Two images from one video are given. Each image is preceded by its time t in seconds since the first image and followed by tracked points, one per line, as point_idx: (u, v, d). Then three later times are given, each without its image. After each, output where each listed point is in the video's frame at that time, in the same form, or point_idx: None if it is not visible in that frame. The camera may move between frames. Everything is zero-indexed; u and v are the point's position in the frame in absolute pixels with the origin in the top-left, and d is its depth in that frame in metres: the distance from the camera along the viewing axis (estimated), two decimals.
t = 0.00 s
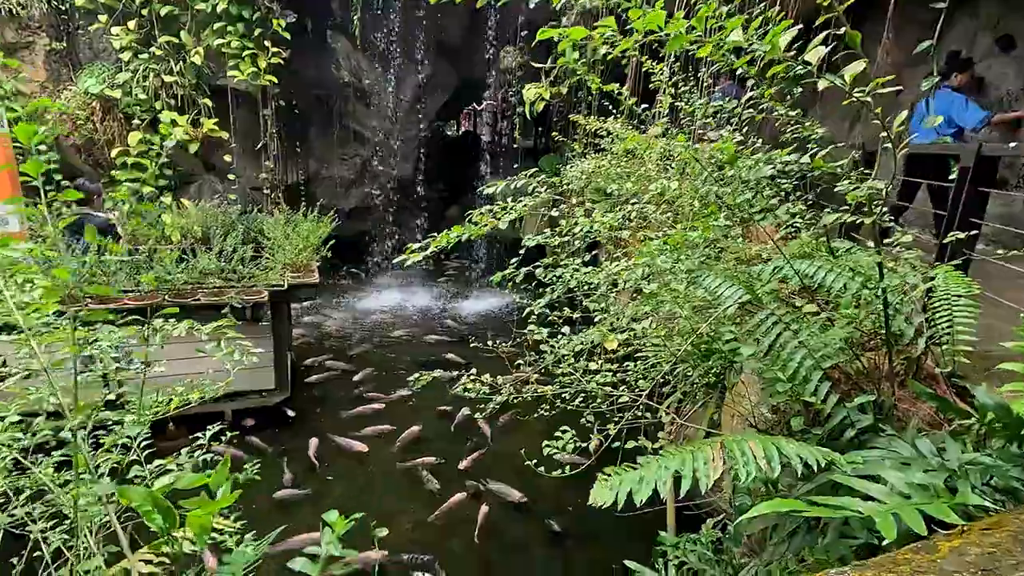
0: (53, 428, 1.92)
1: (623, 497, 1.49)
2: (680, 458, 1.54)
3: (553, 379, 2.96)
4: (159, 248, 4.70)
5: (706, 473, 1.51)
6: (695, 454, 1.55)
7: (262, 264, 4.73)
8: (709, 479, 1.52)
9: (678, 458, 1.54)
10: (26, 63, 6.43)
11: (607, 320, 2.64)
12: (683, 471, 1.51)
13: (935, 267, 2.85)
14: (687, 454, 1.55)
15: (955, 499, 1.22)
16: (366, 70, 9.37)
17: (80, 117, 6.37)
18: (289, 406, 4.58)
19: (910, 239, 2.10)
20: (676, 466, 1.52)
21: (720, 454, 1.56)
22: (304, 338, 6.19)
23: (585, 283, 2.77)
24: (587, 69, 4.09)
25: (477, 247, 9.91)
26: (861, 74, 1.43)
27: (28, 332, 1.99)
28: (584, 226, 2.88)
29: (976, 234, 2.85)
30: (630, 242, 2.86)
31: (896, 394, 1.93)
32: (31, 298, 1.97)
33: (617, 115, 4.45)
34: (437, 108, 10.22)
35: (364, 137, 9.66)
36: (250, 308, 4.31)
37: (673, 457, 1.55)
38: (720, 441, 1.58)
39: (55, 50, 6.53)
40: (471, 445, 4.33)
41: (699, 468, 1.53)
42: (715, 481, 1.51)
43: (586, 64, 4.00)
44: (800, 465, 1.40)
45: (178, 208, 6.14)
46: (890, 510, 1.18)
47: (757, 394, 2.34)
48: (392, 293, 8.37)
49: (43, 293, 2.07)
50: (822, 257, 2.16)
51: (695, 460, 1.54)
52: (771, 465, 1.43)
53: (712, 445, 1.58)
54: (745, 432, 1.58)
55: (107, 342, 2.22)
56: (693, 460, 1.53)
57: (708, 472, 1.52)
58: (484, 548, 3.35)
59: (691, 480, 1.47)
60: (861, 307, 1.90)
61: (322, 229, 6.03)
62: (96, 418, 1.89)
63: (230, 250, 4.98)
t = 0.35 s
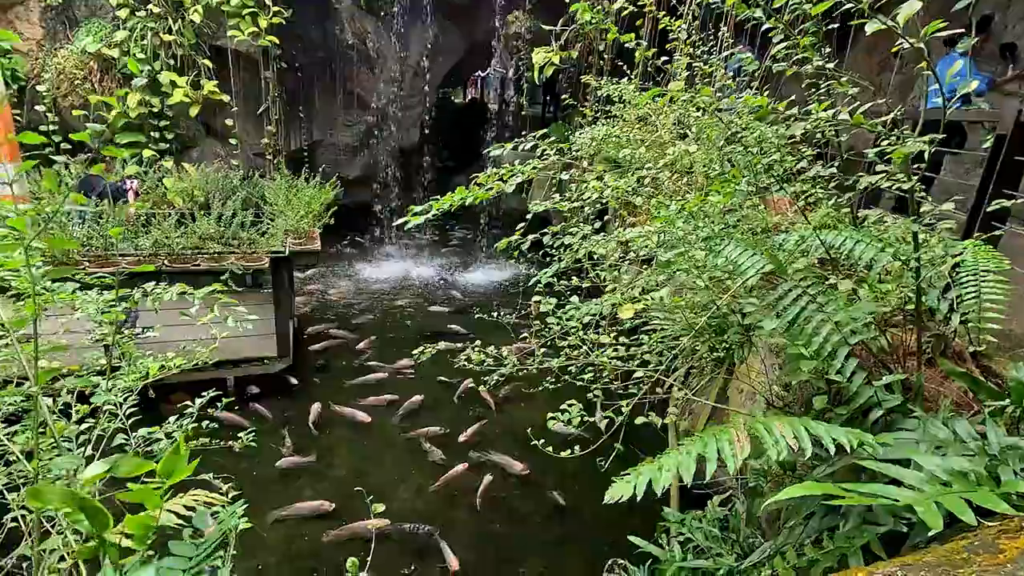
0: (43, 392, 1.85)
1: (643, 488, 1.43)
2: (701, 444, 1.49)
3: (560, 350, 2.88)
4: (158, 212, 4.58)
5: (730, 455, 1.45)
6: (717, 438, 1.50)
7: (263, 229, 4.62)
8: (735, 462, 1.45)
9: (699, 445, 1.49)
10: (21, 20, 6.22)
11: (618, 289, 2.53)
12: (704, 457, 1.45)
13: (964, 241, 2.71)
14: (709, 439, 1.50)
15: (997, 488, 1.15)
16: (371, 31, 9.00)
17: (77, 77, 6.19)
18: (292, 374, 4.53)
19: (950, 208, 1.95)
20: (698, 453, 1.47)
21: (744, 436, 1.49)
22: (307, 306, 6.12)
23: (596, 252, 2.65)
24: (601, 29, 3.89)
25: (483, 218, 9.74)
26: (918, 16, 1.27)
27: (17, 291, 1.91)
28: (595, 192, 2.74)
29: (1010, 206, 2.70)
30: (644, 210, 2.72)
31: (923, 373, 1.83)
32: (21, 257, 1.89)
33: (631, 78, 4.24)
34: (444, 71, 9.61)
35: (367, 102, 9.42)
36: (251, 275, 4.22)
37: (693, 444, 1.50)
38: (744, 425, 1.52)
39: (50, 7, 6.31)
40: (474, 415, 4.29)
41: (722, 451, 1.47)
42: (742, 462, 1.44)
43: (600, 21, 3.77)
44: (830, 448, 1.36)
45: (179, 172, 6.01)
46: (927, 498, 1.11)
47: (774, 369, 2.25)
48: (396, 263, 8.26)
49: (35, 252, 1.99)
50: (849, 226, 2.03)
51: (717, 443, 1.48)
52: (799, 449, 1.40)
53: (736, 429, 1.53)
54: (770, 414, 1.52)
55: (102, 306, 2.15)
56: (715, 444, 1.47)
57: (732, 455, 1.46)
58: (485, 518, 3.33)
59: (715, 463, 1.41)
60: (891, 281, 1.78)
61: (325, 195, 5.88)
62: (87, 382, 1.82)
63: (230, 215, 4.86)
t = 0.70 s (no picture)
0: (56, 349, 1.83)
1: (673, 477, 1.42)
2: (729, 426, 1.45)
3: (577, 317, 2.82)
4: (172, 177, 4.56)
5: (760, 437, 1.41)
6: (746, 418, 1.45)
7: (276, 195, 4.56)
8: (766, 443, 1.41)
9: (728, 426, 1.45)
10: None
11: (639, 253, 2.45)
12: (734, 439, 1.42)
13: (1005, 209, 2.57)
14: (737, 420, 1.46)
15: None
16: None
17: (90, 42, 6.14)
18: (306, 341, 4.55)
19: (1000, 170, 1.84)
20: (727, 436, 1.43)
21: (776, 413, 1.44)
22: (321, 275, 6.11)
23: (617, 216, 2.56)
24: None
25: (496, 188, 9.60)
26: None
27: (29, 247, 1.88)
28: (617, 155, 2.65)
29: None
30: (667, 173, 2.61)
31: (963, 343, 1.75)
32: (32, 211, 1.85)
33: (654, 40, 4.07)
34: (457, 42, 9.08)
35: (381, 70, 9.13)
36: (265, 241, 4.20)
37: (721, 426, 1.46)
38: (774, 400, 1.46)
39: None
40: (488, 385, 4.27)
41: (752, 432, 1.43)
42: (774, 444, 1.39)
43: None
44: (868, 425, 1.30)
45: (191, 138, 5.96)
46: (976, 470, 1.04)
47: (801, 338, 2.17)
48: (408, 233, 8.21)
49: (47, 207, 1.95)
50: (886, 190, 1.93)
51: (747, 423, 1.44)
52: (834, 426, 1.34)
53: (765, 405, 1.47)
54: (800, 389, 1.47)
55: (115, 264, 2.12)
56: (744, 425, 1.43)
57: (763, 436, 1.41)
58: (496, 485, 3.34)
59: (744, 448, 1.37)
60: (934, 245, 1.69)
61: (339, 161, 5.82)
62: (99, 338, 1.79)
63: (244, 181, 4.82)
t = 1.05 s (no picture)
0: (84, 313, 1.87)
1: (693, 457, 1.39)
2: (753, 406, 1.42)
3: (598, 291, 2.78)
4: (194, 147, 4.57)
5: (784, 418, 1.36)
6: (771, 399, 1.41)
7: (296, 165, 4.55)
8: (791, 424, 1.36)
9: (751, 407, 1.42)
10: None
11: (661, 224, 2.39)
12: (758, 420, 1.38)
13: None
14: (762, 400, 1.43)
15: None
16: None
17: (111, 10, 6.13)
18: (326, 312, 4.58)
19: None
20: (750, 417, 1.40)
21: (802, 395, 1.40)
22: (340, 247, 6.14)
23: (641, 187, 2.50)
24: None
25: (515, 162, 9.47)
26: None
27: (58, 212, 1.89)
28: (642, 125, 2.57)
29: None
30: (694, 142, 2.52)
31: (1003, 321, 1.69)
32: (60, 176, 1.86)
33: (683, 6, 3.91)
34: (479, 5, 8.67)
35: (399, 40, 9.03)
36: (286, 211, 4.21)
37: (745, 406, 1.43)
38: (801, 381, 1.42)
39: None
40: (504, 358, 4.28)
41: (777, 412, 1.39)
42: (800, 426, 1.34)
43: None
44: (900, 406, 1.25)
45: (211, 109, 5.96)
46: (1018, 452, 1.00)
47: (829, 314, 2.11)
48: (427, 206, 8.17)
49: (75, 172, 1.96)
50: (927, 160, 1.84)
51: (772, 404, 1.40)
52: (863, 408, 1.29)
53: (791, 385, 1.43)
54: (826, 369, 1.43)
55: (139, 231, 2.13)
56: (769, 406, 1.39)
57: (788, 418, 1.36)
58: (513, 456, 3.37)
59: (767, 429, 1.34)
60: (978, 217, 1.61)
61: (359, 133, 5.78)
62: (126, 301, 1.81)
63: (264, 152, 4.82)
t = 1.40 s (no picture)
0: (108, 288, 1.89)
1: (728, 486, 1.36)
2: (783, 421, 1.36)
3: (617, 269, 2.73)
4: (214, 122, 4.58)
5: (818, 431, 1.30)
6: (800, 412, 1.35)
7: (314, 141, 4.53)
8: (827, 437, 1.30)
9: (782, 422, 1.37)
10: None
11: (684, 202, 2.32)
12: (789, 437, 1.33)
13: None
14: (792, 413, 1.37)
15: None
16: None
17: None
18: (346, 289, 4.60)
19: None
20: (782, 434, 1.34)
21: (833, 401, 1.34)
22: (358, 225, 6.14)
23: (663, 163, 2.42)
24: None
25: (535, 139, 9.33)
26: None
27: (77, 186, 1.90)
28: (666, 97, 2.48)
29: None
30: (719, 115, 2.43)
31: None
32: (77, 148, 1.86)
33: None
34: None
35: (418, 14, 8.91)
36: (305, 189, 4.21)
37: (774, 422, 1.38)
38: (831, 389, 1.36)
39: None
40: (521, 338, 4.26)
41: (810, 425, 1.33)
42: (837, 440, 1.27)
43: None
44: (937, 408, 1.20)
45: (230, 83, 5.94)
46: None
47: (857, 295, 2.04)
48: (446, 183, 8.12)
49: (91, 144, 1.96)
50: (971, 132, 1.74)
51: (803, 414, 1.35)
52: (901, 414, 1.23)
53: (820, 393, 1.37)
54: (855, 372, 1.38)
55: (156, 204, 2.14)
56: (799, 421, 1.34)
57: (822, 430, 1.30)
58: (529, 436, 3.36)
59: (801, 449, 1.29)
60: None
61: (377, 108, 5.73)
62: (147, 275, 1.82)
63: (283, 127, 4.81)
